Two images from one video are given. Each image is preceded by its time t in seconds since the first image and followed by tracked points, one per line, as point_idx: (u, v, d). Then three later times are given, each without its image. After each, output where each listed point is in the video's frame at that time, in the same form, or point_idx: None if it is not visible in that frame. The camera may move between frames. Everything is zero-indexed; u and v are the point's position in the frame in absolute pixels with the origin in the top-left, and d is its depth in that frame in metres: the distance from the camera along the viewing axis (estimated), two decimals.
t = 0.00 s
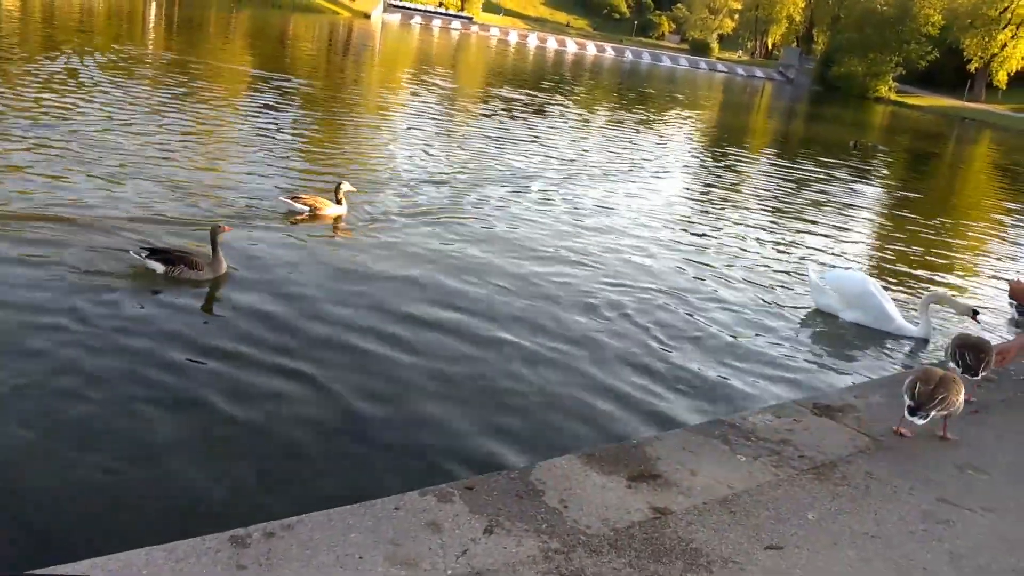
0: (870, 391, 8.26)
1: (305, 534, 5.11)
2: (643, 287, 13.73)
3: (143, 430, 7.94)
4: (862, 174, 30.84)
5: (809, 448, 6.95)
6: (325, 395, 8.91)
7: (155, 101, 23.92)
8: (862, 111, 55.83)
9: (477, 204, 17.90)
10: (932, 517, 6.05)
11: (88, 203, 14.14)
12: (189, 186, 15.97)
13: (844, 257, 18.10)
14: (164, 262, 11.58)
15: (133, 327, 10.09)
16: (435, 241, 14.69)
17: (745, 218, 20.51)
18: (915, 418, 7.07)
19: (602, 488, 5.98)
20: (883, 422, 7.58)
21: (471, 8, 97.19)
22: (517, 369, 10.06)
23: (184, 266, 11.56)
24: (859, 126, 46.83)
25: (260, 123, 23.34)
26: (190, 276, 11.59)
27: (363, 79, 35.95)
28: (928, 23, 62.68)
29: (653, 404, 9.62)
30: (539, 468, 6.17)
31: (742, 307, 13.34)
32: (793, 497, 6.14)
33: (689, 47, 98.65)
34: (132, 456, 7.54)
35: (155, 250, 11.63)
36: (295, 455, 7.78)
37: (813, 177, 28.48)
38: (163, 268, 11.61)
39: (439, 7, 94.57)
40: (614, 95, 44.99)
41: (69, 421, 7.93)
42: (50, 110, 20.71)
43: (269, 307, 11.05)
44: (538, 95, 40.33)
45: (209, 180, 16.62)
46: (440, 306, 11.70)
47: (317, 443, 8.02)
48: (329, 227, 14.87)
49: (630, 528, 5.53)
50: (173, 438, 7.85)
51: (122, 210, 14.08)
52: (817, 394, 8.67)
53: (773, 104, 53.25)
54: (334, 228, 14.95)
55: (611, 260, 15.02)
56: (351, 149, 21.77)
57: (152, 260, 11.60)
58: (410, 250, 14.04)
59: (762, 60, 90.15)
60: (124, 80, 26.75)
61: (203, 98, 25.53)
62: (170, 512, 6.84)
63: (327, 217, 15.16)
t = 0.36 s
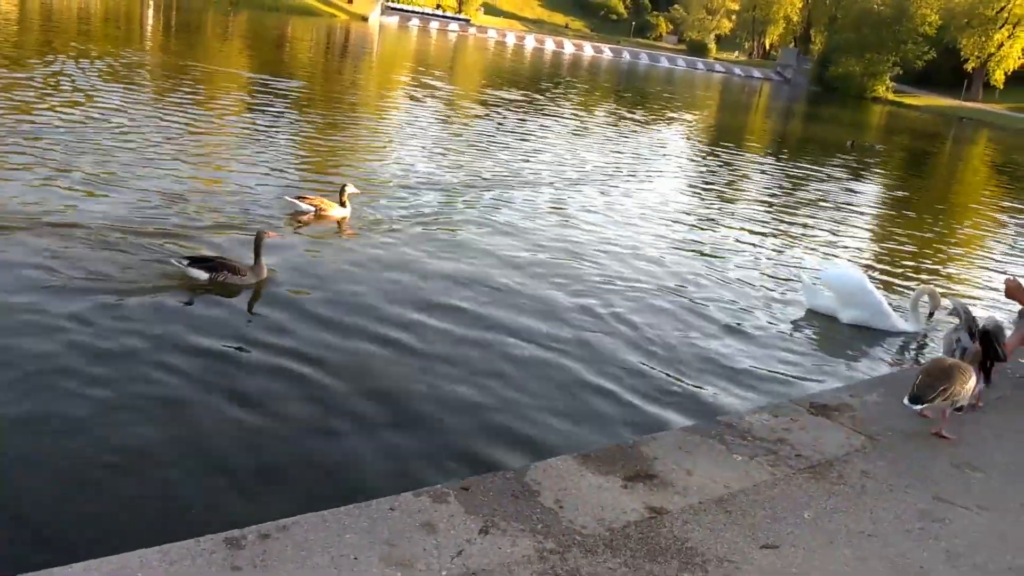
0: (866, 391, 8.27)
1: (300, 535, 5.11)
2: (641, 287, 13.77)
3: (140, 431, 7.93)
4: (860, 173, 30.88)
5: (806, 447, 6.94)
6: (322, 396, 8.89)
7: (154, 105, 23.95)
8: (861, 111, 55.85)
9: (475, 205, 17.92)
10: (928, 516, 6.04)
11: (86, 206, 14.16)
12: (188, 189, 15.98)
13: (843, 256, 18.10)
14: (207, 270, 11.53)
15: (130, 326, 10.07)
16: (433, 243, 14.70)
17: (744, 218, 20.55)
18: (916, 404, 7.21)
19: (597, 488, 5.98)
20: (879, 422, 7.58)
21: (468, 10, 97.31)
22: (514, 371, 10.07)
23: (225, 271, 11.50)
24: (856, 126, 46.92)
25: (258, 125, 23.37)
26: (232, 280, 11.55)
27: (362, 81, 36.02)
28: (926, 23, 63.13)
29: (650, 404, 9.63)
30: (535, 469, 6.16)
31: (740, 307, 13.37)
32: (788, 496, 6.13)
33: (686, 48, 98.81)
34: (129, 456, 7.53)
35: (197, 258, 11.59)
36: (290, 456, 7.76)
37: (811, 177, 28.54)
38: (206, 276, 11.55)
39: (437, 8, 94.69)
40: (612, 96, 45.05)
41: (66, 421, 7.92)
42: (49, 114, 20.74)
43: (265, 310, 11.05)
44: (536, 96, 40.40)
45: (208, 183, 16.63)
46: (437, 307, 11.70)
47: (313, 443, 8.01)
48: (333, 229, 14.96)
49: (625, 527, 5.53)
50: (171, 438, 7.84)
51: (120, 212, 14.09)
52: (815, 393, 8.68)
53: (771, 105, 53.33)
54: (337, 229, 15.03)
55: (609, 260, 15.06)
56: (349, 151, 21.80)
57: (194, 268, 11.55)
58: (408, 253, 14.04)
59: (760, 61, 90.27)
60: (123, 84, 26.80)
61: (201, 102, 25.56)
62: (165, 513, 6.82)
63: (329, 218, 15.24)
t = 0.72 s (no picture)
0: (867, 393, 8.23)
1: (295, 541, 5.07)
2: (643, 289, 13.73)
3: (138, 433, 7.90)
4: (864, 175, 30.82)
5: (806, 451, 6.90)
6: (321, 398, 8.86)
7: (157, 109, 23.99)
8: (864, 112, 55.84)
9: (477, 207, 17.90)
10: (929, 519, 6.00)
11: (88, 209, 14.16)
12: (190, 192, 15.97)
13: (847, 258, 18.04)
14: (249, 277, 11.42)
15: (129, 328, 10.04)
16: (434, 245, 14.68)
17: (748, 220, 20.50)
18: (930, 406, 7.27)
19: (596, 493, 5.94)
20: (880, 425, 7.53)
21: (471, 12, 97.39)
22: (515, 372, 10.03)
23: (265, 279, 11.43)
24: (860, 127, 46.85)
25: (260, 129, 23.38)
26: (271, 288, 11.48)
27: (364, 84, 36.05)
28: (928, 25, 63.32)
29: (650, 406, 9.59)
30: (533, 474, 6.12)
31: (743, 309, 13.33)
32: (788, 500, 6.09)
33: (689, 50, 98.73)
34: (127, 457, 7.51)
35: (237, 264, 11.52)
36: (288, 458, 7.72)
37: (815, 178, 28.48)
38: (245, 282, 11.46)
39: (440, 11, 94.90)
40: (615, 98, 45.04)
41: (63, 424, 7.89)
42: (52, 118, 20.77)
43: (265, 312, 11.02)
44: (539, 99, 40.41)
45: (210, 186, 16.63)
46: (438, 309, 11.66)
47: (312, 445, 7.98)
48: (337, 231, 15.01)
49: (623, 532, 5.49)
50: (168, 441, 7.81)
51: (121, 214, 14.08)
52: (816, 396, 8.64)
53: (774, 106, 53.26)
54: (339, 232, 15.02)
55: (612, 263, 15.03)
56: (351, 154, 21.80)
57: (234, 274, 11.46)
58: (409, 255, 14.02)
59: (763, 62, 90.18)
60: (126, 88, 26.84)
61: (204, 105, 25.57)
62: (162, 515, 6.79)
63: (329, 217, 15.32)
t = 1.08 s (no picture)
0: (868, 395, 8.18)
1: (287, 544, 5.05)
2: (645, 291, 13.69)
3: (135, 433, 7.88)
4: (868, 176, 30.72)
5: (804, 453, 6.86)
6: (319, 400, 8.85)
7: (161, 113, 24.03)
8: (869, 113, 55.74)
9: (479, 210, 17.88)
10: (926, 521, 5.96)
11: (89, 210, 14.16)
12: (192, 195, 15.98)
13: (851, 260, 17.96)
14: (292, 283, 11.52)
15: (129, 330, 10.03)
16: (435, 248, 14.65)
17: (752, 222, 20.43)
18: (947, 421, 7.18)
19: (591, 495, 5.91)
20: (880, 427, 7.49)
21: (475, 16, 97.49)
22: (515, 373, 10.00)
23: (307, 284, 11.55)
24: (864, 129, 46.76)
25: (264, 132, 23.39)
26: (313, 293, 11.63)
27: (368, 88, 36.08)
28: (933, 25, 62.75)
29: (647, 407, 9.53)
30: (527, 476, 6.10)
31: (746, 310, 13.28)
32: (785, 502, 6.05)
33: (694, 53, 98.66)
34: (123, 457, 7.49)
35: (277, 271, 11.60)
36: (285, 459, 7.70)
37: (820, 180, 28.41)
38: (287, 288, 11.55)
39: (444, 15, 95.08)
40: (619, 101, 45.02)
41: (61, 425, 7.88)
42: (55, 122, 20.81)
43: (265, 313, 11.00)
44: (543, 102, 40.40)
45: (212, 189, 16.64)
46: (436, 311, 11.64)
47: (310, 445, 7.96)
48: (341, 234, 15.02)
49: (618, 534, 5.47)
50: (166, 442, 7.79)
51: (123, 216, 14.08)
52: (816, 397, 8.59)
53: (778, 108, 53.19)
54: (344, 235, 15.01)
55: (614, 265, 15.00)
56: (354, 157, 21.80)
57: (276, 280, 11.55)
58: (410, 257, 14.00)
59: (768, 65, 90.06)
60: (130, 92, 26.90)
61: (207, 109, 25.62)
62: (158, 515, 6.76)
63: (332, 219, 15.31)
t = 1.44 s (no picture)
0: (864, 395, 8.19)
1: (282, 545, 5.07)
2: (645, 291, 13.71)
3: (133, 431, 7.89)
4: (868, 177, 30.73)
5: (800, 453, 6.86)
6: (317, 399, 8.85)
7: (161, 116, 24.07)
8: (869, 115, 55.67)
9: (479, 211, 17.90)
10: (921, 521, 5.97)
11: (89, 212, 14.19)
12: (192, 197, 16.01)
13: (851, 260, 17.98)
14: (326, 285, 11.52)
15: (127, 329, 10.03)
16: (435, 250, 14.66)
17: (752, 222, 20.44)
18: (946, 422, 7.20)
19: (586, 495, 5.92)
20: (876, 426, 7.49)
21: (476, 18, 97.57)
22: (513, 373, 10.01)
23: (340, 286, 11.57)
24: (864, 130, 46.76)
25: (264, 135, 23.43)
26: (346, 294, 11.63)
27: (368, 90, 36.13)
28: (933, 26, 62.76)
29: (645, 405, 9.52)
30: (523, 477, 6.10)
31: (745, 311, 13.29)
32: (780, 502, 6.05)
33: (693, 54, 98.64)
34: (120, 455, 7.49)
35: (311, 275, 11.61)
36: (282, 458, 7.70)
37: (820, 181, 28.44)
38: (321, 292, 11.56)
39: (444, 17, 95.18)
40: (619, 103, 45.07)
41: (59, 422, 7.88)
42: (56, 126, 20.84)
43: (264, 312, 11.00)
44: (543, 104, 40.46)
45: (212, 192, 16.66)
46: (433, 312, 11.64)
47: (307, 445, 7.95)
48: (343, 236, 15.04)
49: (613, 534, 5.47)
50: (163, 441, 7.79)
51: (122, 217, 14.10)
52: (814, 397, 8.60)
53: (778, 109, 53.19)
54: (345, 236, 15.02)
55: (613, 265, 15.02)
56: (354, 160, 21.82)
57: (310, 284, 11.57)
58: (409, 259, 14.01)
59: (768, 66, 90.04)
60: (130, 96, 26.94)
61: (208, 112, 25.66)
62: (155, 514, 6.76)
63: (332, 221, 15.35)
